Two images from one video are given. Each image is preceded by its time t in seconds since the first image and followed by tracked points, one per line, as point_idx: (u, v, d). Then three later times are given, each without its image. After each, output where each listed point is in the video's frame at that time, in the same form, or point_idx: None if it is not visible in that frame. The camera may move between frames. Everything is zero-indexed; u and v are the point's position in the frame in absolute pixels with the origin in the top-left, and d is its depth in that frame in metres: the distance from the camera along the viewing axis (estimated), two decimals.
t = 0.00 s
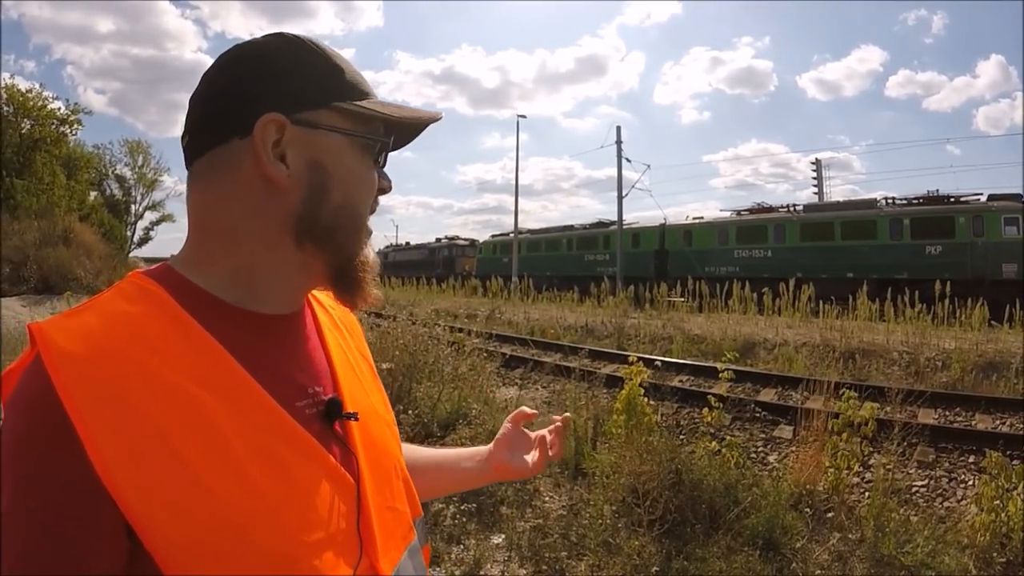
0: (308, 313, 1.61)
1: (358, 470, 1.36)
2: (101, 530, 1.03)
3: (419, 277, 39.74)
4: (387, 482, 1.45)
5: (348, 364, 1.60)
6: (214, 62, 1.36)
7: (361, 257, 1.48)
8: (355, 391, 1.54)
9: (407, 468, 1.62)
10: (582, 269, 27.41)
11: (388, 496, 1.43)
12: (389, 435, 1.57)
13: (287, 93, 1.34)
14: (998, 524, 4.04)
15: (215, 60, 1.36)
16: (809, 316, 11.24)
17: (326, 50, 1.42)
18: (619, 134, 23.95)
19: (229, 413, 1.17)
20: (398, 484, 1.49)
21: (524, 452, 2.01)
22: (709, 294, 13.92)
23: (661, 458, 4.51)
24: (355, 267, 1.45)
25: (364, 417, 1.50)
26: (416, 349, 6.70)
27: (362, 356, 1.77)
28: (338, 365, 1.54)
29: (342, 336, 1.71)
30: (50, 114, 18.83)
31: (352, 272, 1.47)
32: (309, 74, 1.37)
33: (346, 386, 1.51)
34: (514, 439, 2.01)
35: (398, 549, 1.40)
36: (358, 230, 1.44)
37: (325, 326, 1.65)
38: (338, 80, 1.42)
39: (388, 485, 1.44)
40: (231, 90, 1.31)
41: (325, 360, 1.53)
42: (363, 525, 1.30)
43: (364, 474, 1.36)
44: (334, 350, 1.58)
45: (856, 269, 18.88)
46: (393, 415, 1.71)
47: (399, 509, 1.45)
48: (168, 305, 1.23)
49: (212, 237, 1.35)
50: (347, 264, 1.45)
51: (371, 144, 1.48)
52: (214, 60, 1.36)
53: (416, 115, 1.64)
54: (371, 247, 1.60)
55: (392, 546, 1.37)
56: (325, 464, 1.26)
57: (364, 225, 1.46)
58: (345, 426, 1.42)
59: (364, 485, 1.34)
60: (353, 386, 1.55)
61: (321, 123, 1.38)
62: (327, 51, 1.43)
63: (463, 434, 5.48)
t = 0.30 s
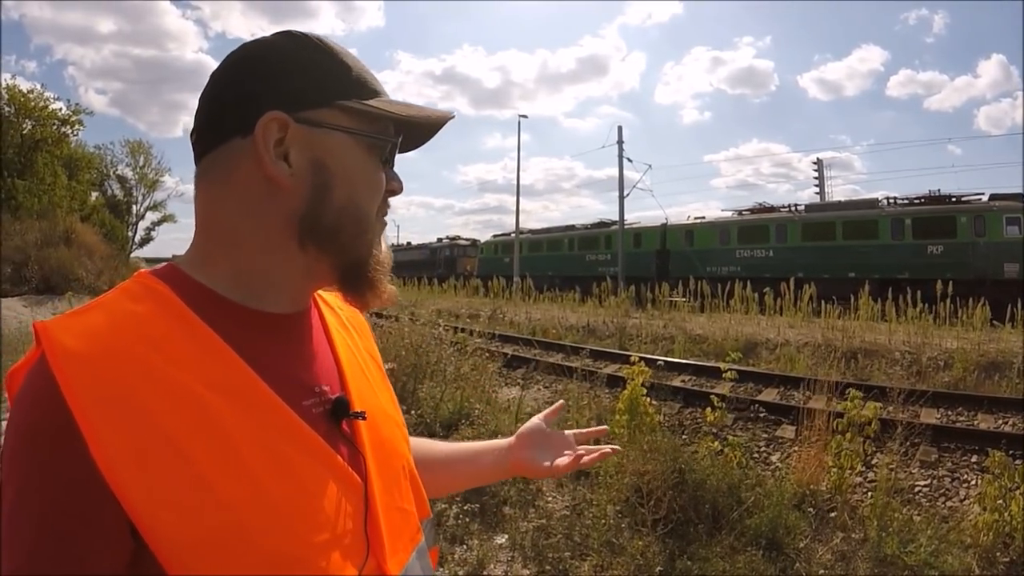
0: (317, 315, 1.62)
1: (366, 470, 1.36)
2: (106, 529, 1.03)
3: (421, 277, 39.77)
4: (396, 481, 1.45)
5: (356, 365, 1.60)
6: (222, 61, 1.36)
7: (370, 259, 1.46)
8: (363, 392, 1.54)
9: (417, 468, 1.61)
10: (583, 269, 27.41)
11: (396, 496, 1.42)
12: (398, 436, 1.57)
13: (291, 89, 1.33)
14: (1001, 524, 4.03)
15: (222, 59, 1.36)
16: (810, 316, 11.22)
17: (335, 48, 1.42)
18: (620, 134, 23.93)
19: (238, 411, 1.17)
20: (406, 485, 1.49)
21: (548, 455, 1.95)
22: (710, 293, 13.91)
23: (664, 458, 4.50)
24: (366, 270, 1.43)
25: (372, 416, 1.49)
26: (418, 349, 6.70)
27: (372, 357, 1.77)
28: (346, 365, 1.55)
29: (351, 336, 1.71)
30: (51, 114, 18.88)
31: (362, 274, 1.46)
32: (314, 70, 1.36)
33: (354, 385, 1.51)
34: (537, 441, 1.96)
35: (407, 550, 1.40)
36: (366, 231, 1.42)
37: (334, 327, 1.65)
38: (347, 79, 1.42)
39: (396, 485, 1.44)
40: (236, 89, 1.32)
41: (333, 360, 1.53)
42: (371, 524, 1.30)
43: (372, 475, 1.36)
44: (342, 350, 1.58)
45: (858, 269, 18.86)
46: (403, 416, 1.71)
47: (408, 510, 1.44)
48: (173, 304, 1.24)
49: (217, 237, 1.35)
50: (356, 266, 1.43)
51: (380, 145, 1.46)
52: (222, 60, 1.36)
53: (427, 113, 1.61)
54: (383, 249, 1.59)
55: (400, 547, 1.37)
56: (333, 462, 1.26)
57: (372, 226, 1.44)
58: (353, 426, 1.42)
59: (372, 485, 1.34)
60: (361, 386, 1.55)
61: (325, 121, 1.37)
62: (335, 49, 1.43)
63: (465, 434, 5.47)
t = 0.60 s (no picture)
0: (329, 313, 1.63)
1: (376, 468, 1.35)
2: (115, 523, 1.04)
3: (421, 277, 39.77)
4: (407, 477, 1.44)
5: (368, 362, 1.60)
6: (244, 59, 1.37)
7: (387, 262, 1.44)
8: (374, 389, 1.53)
9: (430, 465, 1.61)
10: (584, 269, 27.40)
11: (407, 494, 1.42)
12: (410, 434, 1.57)
13: (310, 88, 1.33)
14: (1002, 523, 4.03)
15: (245, 57, 1.37)
16: (811, 316, 11.22)
17: (356, 47, 1.42)
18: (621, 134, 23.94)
19: (248, 407, 1.17)
20: (418, 483, 1.49)
21: (566, 396, 2.10)
22: (711, 293, 13.91)
23: (666, 457, 4.51)
24: (382, 273, 1.42)
25: (384, 414, 1.49)
26: (419, 349, 6.71)
27: (385, 355, 1.77)
28: (358, 363, 1.55)
29: (362, 334, 1.71)
30: (53, 115, 18.94)
31: (378, 277, 1.45)
32: (335, 71, 1.36)
33: (366, 384, 1.51)
34: (556, 385, 2.10)
35: (416, 548, 1.39)
36: (382, 233, 1.41)
37: (346, 325, 1.66)
38: (368, 80, 1.41)
39: (407, 482, 1.44)
40: (257, 89, 1.33)
41: (346, 358, 1.53)
42: (381, 522, 1.29)
43: (382, 473, 1.35)
44: (353, 348, 1.58)
45: (859, 269, 18.85)
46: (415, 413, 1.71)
47: (418, 507, 1.44)
48: (185, 300, 1.24)
49: (234, 235, 1.36)
50: (371, 268, 1.42)
51: (400, 147, 1.45)
52: (245, 58, 1.37)
53: (449, 116, 1.59)
54: (400, 252, 1.57)
55: (409, 545, 1.37)
56: (344, 459, 1.26)
57: (389, 229, 1.43)
58: (364, 423, 1.42)
59: (382, 482, 1.34)
60: (372, 383, 1.55)
61: (342, 122, 1.36)
62: (356, 49, 1.42)
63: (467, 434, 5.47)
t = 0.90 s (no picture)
0: (340, 311, 1.63)
1: (387, 466, 1.34)
2: (124, 519, 1.04)
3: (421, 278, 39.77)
4: (418, 475, 1.44)
5: (380, 361, 1.60)
6: (264, 56, 1.37)
7: (398, 260, 1.44)
8: (386, 388, 1.53)
9: (441, 463, 1.61)
10: (583, 269, 27.40)
11: (419, 493, 1.41)
12: (422, 433, 1.56)
13: (326, 86, 1.33)
14: (1002, 522, 4.03)
15: (264, 54, 1.37)
16: (810, 315, 11.21)
17: (372, 47, 1.42)
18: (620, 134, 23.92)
19: (260, 403, 1.18)
20: (430, 481, 1.48)
21: (574, 383, 2.08)
22: (710, 293, 13.92)
23: (667, 456, 4.51)
24: (393, 271, 1.42)
25: (395, 412, 1.49)
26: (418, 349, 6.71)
27: (397, 354, 1.77)
28: (369, 362, 1.54)
29: (373, 332, 1.71)
30: (51, 115, 18.99)
31: (389, 276, 1.44)
32: (351, 70, 1.36)
33: (376, 381, 1.51)
34: (564, 372, 2.08)
35: (427, 547, 1.39)
36: (393, 231, 1.41)
37: (357, 325, 1.65)
38: (383, 81, 1.41)
39: (419, 480, 1.43)
40: (274, 85, 1.33)
41: (357, 355, 1.53)
42: (391, 520, 1.28)
43: (393, 470, 1.35)
44: (365, 347, 1.58)
45: (858, 269, 18.87)
46: (427, 413, 1.71)
47: (430, 506, 1.43)
48: (198, 297, 1.25)
49: (249, 231, 1.36)
50: (382, 266, 1.42)
51: (412, 147, 1.45)
52: (264, 55, 1.37)
53: (463, 118, 1.60)
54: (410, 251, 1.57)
55: (420, 544, 1.36)
56: (355, 455, 1.25)
57: (400, 228, 1.43)
58: (375, 421, 1.41)
59: (393, 481, 1.33)
60: (384, 382, 1.54)
61: (356, 120, 1.36)
62: (371, 49, 1.43)
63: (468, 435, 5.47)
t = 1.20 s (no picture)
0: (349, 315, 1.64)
1: (393, 470, 1.34)
2: (128, 520, 1.05)
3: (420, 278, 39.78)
4: (425, 479, 1.43)
5: (386, 365, 1.60)
6: (269, 60, 1.39)
7: (393, 263, 1.40)
8: (392, 392, 1.53)
9: (449, 469, 1.60)
10: (583, 268, 27.40)
11: (425, 498, 1.40)
12: (429, 437, 1.56)
13: (311, 87, 1.32)
14: (1001, 522, 4.03)
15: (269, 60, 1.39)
16: (810, 315, 11.21)
17: (367, 45, 1.39)
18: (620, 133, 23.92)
19: (264, 405, 1.18)
20: (436, 485, 1.47)
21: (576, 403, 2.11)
22: (710, 293, 13.93)
23: (668, 456, 4.52)
24: (390, 274, 1.38)
25: (402, 417, 1.48)
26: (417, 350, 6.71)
27: (404, 359, 1.78)
28: (376, 366, 1.55)
29: (381, 337, 1.72)
30: (51, 114, 19.02)
31: (391, 280, 1.41)
32: (341, 68, 1.34)
33: (382, 385, 1.51)
34: (567, 395, 2.10)
35: (432, 553, 1.38)
36: (388, 233, 1.37)
37: (364, 328, 1.66)
38: (377, 75, 1.39)
39: (425, 484, 1.42)
40: (271, 88, 1.35)
41: (363, 359, 1.53)
42: (396, 525, 1.28)
43: (398, 474, 1.34)
44: (371, 351, 1.58)
45: (858, 269, 18.87)
46: (435, 419, 1.71)
47: (436, 510, 1.42)
48: (203, 302, 1.26)
49: (247, 232, 1.38)
50: (375, 268, 1.38)
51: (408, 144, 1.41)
52: (269, 60, 1.39)
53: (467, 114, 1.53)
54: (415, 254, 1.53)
55: (425, 548, 1.35)
56: (360, 461, 1.25)
57: (396, 228, 1.39)
58: (380, 425, 1.41)
59: (398, 485, 1.32)
60: (390, 386, 1.55)
61: (345, 121, 1.34)
62: (366, 47, 1.40)
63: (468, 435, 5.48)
